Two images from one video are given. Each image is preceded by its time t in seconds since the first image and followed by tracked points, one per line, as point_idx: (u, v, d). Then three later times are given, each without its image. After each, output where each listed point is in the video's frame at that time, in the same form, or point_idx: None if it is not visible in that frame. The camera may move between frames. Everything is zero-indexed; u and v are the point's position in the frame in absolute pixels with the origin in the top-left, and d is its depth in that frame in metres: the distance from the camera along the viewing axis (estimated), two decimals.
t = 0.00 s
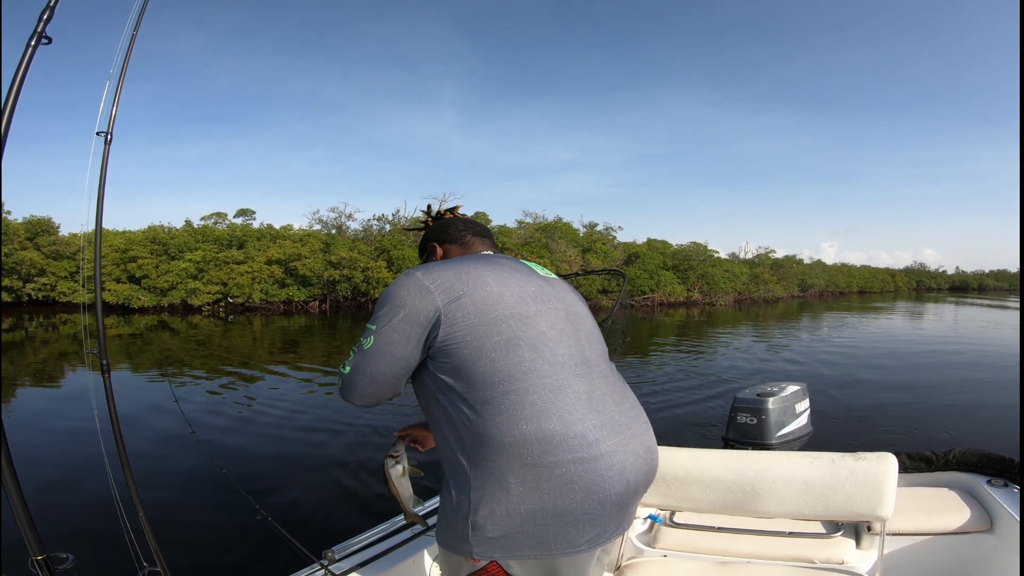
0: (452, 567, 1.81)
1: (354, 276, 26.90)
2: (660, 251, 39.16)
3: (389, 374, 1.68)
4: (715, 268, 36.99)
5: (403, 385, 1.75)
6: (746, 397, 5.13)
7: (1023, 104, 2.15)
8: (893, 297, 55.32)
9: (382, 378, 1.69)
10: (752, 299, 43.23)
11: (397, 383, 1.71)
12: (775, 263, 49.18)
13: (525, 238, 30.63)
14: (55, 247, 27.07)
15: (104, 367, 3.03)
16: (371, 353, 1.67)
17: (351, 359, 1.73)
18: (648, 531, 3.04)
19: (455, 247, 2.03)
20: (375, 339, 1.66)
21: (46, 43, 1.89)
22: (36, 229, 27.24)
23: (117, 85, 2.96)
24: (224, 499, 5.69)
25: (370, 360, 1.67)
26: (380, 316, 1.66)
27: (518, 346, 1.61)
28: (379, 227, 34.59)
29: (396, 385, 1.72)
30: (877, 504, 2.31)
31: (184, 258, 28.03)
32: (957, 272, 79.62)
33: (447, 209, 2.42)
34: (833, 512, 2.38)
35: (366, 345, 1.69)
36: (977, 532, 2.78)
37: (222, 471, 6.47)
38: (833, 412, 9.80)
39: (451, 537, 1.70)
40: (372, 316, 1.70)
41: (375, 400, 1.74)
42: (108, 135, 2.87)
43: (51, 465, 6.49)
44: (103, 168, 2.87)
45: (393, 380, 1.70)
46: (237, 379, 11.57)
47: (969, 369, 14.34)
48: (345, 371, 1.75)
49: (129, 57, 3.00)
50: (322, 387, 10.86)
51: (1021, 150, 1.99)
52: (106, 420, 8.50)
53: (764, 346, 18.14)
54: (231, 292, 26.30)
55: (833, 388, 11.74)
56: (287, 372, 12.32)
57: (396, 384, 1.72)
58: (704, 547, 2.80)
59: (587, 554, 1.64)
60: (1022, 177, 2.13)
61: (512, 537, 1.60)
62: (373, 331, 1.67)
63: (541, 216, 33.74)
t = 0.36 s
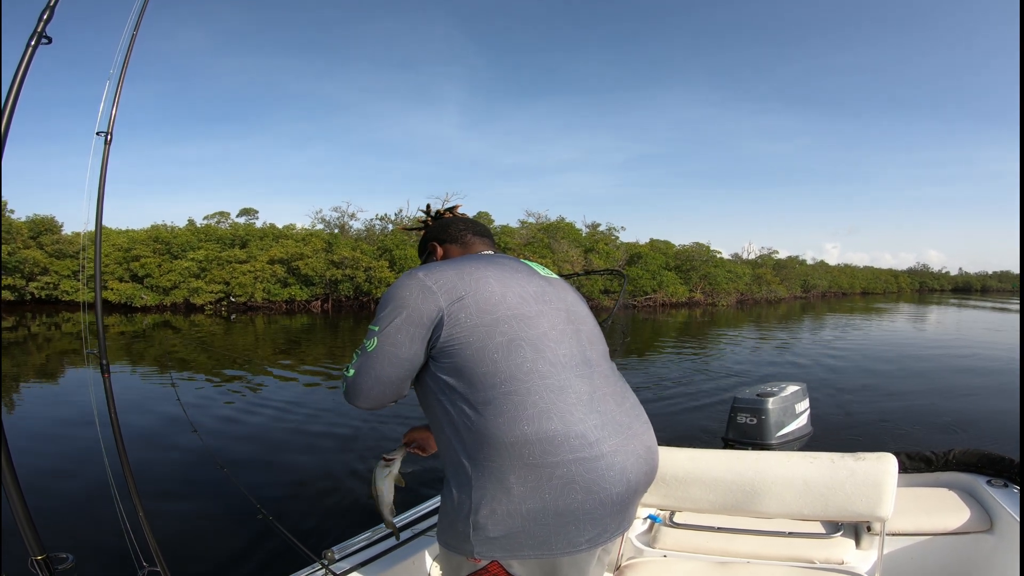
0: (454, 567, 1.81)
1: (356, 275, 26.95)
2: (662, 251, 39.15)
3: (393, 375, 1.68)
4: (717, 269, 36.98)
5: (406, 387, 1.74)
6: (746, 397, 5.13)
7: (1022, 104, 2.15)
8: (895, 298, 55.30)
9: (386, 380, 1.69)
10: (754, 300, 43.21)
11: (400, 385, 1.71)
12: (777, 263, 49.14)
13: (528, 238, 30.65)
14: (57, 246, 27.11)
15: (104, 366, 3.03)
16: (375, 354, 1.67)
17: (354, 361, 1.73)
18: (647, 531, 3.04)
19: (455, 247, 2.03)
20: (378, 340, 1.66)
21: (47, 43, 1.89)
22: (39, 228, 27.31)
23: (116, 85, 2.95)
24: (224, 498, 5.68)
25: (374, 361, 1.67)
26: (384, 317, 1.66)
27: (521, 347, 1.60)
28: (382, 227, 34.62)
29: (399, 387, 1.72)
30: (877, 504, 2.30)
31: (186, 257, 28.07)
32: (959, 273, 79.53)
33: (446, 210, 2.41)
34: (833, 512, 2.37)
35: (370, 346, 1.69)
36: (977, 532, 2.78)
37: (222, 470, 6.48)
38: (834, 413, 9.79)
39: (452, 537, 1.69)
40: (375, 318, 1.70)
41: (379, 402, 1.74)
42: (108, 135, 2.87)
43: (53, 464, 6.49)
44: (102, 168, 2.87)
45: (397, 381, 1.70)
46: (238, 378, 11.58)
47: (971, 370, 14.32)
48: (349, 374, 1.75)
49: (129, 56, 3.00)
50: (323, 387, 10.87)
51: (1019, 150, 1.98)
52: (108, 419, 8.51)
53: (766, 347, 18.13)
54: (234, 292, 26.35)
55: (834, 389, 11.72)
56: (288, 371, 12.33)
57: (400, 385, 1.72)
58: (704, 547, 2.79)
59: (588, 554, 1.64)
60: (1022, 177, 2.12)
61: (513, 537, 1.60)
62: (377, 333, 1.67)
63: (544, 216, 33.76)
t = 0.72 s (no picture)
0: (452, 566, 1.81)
1: (359, 275, 27.00)
2: (665, 251, 39.17)
3: (394, 375, 1.68)
4: (720, 270, 36.98)
5: (407, 387, 1.75)
6: (745, 397, 5.12)
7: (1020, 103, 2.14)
8: (898, 300, 55.26)
9: (387, 379, 1.69)
10: (757, 300, 43.19)
11: (402, 385, 1.71)
12: (780, 263, 49.11)
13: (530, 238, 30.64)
14: (61, 244, 27.20)
15: (103, 364, 3.03)
16: (375, 355, 1.67)
17: (355, 361, 1.73)
18: (647, 531, 3.04)
19: (454, 247, 2.03)
20: (380, 340, 1.66)
21: (47, 43, 1.90)
22: (43, 227, 27.40)
23: (118, 85, 2.95)
24: (223, 498, 5.69)
25: (375, 362, 1.68)
26: (384, 317, 1.66)
27: (520, 348, 1.61)
28: (385, 226, 34.68)
29: (400, 388, 1.72)
30: (877, 504, 2.30)
31: (190, 256, 28.13)
32: (962, 275, 79.43)
33: (446, 210, 2.41)
34: (833, 512, 2.37)
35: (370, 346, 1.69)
36: (977, 532, 2.77)
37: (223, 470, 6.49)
38: (836, 414, 9.78)
39: (452, 537, 1.69)
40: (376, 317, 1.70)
41: (380, 403, 1.75)
42: (108, 134, 2.87)
43: (54, 464, 6.51)
44: (103, 169, 2.87)
45: (399, 381, 1.70)
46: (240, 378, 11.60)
47: (973, 372, 14.30)
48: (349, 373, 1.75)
49: (129, 56, 2.99)
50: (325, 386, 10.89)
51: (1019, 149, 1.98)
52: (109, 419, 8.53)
53: (768, 347, 18.13)
54: (237, 291, 26.45)
55: (836, 390, 11.72)
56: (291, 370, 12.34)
57: (402, 385, 1.72)
58: (703, 547, 2.79)
59: (588, 554, 1.64)
60: (1023, 177, 2.12)
61: (513, 537, 1.60)
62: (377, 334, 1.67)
63: (547, 216, 33.78)
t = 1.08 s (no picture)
0: (450, 566, 1.81)
1: (361, 274, 27.03)
2: (668, 251, 39.11)
3: (392, 375, 1.68)
4: (723, 269, 36.91)
5: (406, 387, 1.75)
6: (745, 398, 5.12)
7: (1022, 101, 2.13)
8: (901, 300, 55.14)
9: (386, 379, 1.69)
10: (760, 300, 43.13)
11: (400, 384, 1.72)
12: (783, 263, 49.00)
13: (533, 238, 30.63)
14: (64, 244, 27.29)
15: (104, 364, 3.04)
16: (373, 356, 1.67)
17: (354, 361, 1.73)
18: (647, 531, 3.04)
19: (453, 247, 2.03)
20: (378, 341, 1.66)
21: (48, 42, 1.90)
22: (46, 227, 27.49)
23: (119, 84, 2.95)
24: (224, 498, 5.69)
25: (373, 361, 1.68)
26: (383, 316, 1.66)
27: (518, 348, 1.61)
28: (387, 226, 34.69)
29: (399, 387, 1.72)
30: (876, 505, 2.30)
31: (193, 256, 28.17)
32: (965, 274, 79.25)
33: (445, 210, 2.41)
34: (833, 513, 2.37)
35: (369, 347, 1.69)
36: (977, 533, 2.77)
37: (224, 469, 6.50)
38: (838, 414, 9.77)
39: (449, 536, 1.69)
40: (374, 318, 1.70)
41: (379, 402, 1.74)
42: (109, 135, 2.88)
43: (55, 464, 6.52)
44: (103, 169, 2.87)
45: (397, 382, 1.70)
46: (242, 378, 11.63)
47: (977, 373, 14.26)
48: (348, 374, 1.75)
49: (130, 55, 2.99)
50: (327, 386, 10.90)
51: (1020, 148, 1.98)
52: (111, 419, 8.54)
53: (771, 348, 18.11)
54: (240, 290, 26.49)
55: (839, 390, 11.69)
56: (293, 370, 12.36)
57: (400, 386, 1.72)
58: (703, 548, 2.79)
59: (585, 554, 1.64)
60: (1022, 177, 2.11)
61: (510, 537, 1.60)
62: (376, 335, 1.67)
63: (549, 216, 33.76)
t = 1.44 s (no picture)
0: (446, 564, 1.81)
1: (364, 274, 27.04)
2: (670, 250, 39.06)
3: (387, 374, 1.69)
4: (726, 269, 36.82)
5: (402, 384, 1.76)
6: (745, 398, 5.11)
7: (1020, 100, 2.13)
8: (905, 299, 54.96)
9: (381, 378, 1.70)
10: (763, 300, 43.06)
11: (396, 382, 1.72)
12: (786, 263, 48.86)
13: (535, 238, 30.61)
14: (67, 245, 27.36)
15: (103, 364, 3.04)
16: (368, 354, 1.68)
17: (351, 360, 1.74)
18: (646, 531, 3.04)
19: (450, 249, 2.03)
20: (373, 341, 1.67)
21: (49, 42, 1.92)
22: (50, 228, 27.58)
23: (120, 83, 2.95)
24: (224, 498, 5.70)
25: (369, 360, 1.69)
26: (378, 316, 1.66)
27: (510, 347, 1.61)
28: (390, 226, 34.71)
29: (395, 385, 1.73)
30: (876, 505, 2.30)
31: (195, 257, 28.20)
32: (969, 274, 79.00)
33: (445, 210, 2.42)
34: (831, 514, 2.37)
35: (364, 346, 1.69)
36: (976, 534, 2.76)
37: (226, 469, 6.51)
38: (840, 414, 9.76)
39: (444, 534, 1.70)
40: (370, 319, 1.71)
41: (376, 399, 1.75)
42: (109, 133, 2.88)
43: (57, 464, 6.53)
44: (104, 170, 2.87)
45: (393, 379, 1.71)
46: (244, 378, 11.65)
47: (981, 373, 14.21)
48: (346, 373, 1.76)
49: (131, 54, 3.00)
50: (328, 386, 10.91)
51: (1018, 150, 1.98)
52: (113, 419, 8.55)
53: (774, 348, 18.08)
54: (242, 291, 26.52)
55: (842, 391, 11.66)
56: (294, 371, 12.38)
57: (395, 385, 1.73)
58: (702, 548, 2.79)
59: (579, 551, 1.65)
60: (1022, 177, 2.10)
61: (504, 533, 1.61)
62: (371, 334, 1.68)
63: (552, 216, 33.74)
